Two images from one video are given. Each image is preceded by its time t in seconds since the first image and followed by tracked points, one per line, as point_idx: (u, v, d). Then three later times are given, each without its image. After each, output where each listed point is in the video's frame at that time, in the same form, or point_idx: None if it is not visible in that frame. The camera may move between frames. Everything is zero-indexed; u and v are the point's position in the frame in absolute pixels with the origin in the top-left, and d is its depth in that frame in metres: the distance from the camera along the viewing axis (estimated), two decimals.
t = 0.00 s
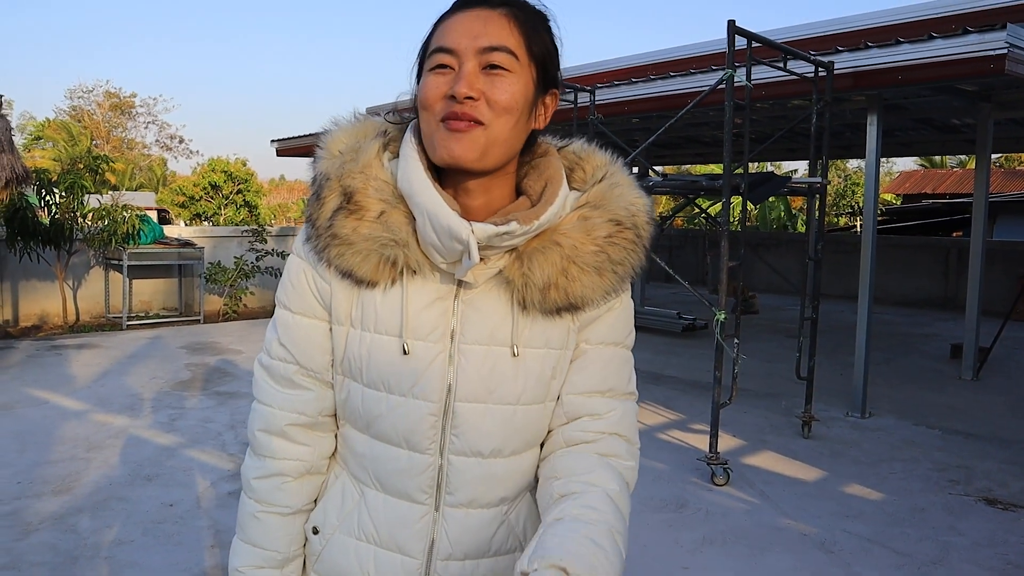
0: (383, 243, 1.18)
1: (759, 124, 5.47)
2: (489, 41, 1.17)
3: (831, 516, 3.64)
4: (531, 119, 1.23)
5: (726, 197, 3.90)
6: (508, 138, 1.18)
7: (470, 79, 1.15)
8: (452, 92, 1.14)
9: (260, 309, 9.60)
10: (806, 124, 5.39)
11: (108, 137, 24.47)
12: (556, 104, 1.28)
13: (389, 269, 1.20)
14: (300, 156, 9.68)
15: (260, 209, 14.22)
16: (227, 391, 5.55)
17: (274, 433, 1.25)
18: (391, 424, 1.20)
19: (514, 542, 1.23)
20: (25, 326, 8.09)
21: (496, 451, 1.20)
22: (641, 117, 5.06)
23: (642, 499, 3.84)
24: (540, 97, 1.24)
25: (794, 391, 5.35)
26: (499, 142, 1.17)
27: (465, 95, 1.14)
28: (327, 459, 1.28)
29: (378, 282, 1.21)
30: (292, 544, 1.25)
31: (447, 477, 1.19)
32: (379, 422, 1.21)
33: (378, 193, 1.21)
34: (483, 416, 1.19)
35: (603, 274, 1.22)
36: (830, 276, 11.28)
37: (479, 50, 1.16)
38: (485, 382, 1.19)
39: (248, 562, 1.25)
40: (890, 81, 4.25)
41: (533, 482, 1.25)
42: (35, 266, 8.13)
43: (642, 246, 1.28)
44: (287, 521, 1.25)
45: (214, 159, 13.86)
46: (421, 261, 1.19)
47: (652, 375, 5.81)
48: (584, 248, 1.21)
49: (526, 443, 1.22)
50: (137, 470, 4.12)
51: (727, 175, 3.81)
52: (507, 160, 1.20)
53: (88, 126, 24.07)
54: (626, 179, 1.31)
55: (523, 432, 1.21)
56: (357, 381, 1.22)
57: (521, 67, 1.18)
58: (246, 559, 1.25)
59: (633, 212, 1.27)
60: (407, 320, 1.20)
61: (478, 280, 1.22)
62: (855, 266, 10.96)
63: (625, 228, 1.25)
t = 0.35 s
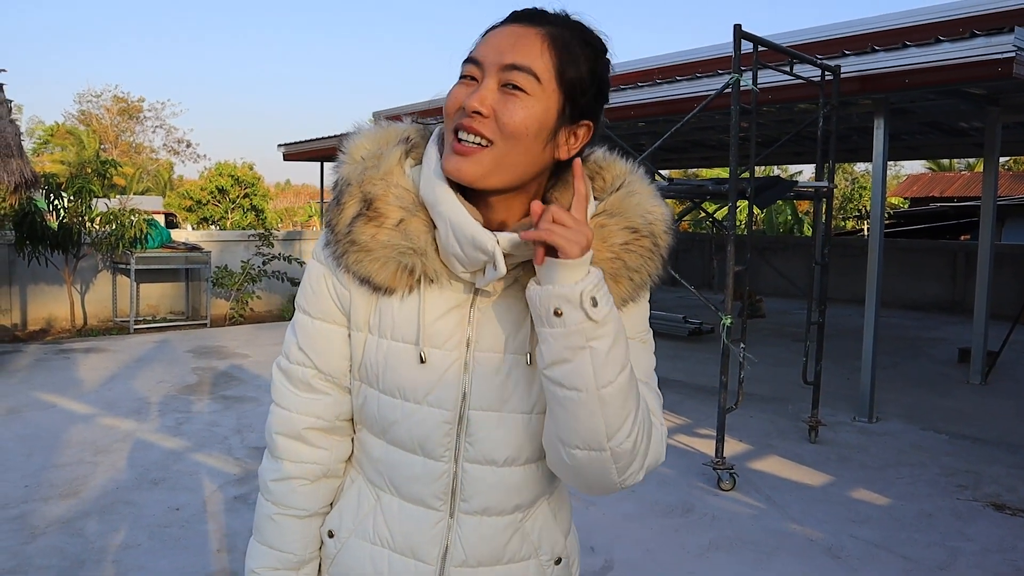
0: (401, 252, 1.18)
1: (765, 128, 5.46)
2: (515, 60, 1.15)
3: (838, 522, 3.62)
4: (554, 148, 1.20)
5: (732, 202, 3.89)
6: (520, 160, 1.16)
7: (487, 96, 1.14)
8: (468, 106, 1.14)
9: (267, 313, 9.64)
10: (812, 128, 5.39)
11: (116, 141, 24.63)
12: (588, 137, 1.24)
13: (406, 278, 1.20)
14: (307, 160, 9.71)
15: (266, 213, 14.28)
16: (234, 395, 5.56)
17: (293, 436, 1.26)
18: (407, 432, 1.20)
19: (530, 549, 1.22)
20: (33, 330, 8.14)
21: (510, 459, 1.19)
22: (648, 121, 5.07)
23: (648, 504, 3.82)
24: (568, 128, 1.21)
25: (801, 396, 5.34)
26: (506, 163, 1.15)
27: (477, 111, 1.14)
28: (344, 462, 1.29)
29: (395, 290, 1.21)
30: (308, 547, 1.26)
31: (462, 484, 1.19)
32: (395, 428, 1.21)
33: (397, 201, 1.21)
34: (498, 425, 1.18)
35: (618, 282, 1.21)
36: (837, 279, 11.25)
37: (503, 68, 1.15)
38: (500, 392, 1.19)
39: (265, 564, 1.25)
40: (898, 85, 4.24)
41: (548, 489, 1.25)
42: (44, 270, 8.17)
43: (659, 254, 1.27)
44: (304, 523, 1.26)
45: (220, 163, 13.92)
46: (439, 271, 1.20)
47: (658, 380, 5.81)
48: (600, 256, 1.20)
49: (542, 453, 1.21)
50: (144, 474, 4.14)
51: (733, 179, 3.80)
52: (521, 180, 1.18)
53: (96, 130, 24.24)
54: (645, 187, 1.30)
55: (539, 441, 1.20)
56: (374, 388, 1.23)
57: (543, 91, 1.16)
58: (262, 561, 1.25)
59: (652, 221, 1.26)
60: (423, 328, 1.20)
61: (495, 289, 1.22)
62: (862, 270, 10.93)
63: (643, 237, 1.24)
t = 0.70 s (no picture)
0: (405, 270, 1.19)
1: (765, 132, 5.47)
2: (521, 68, 1.15)
3: (839, 527, 3.61)
4: (566, 153, 1.22)
5: (732, 207, 3.90)
6: (532, 168, 1.17)
7: (495, 106, 1.15)
8: (476, 118, 1.14)
9: (268, 317, 9.65)
10: (813, 132, 5.39)
11: (117, 146, 24.68)
12: (598, 139, 1.25)
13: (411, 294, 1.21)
14: (308, 164, 9.72)
15: (267, 216, 14.30)
16: (234, 399, 5.57)
17: (301, 444, 1.28)
18: (409, 446, 1.20)
19: (533, 564, 1.21)
20: (34, 334, 8.15)
21: (513, 479, 1.17)
22: (649, 125, 5.08)
23: (649, 508, 3.81)
24: (580, 133, 1.23)
25: (802, 400, 5.34)
26: (519, 174, 1.17)
27: (485, 123, 1.14)
28: (351, 470, 1.30)
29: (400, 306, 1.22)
30: (314, 553, 1.28)
31: (464, 500, 1.18)
32: (399, 443, 1.21)
33: (402, 216, 1.22)
34: (503, 446, 1.17)
35: (630, 310, 1.18)
36: (838, 283, 11.25)
37: (509, 77, 1.15)
38: (505, 413, 1.17)
39: (270, 568, 1.28)
40: (898, 90, 4.24)
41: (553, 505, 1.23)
42: (45, 274, 8.18)
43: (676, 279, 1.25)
44: (310, 530, 1.28)
45: (221, 168, 13.94)
46: (443, 289, 1.20)
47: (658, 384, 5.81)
48: (612, 282, 1.19)
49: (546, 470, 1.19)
50: (145, 479, 4.14)
51: (733, 184, 3.80)
52: (532, 188, 1.20)
53: (97, 134, 24.30)
54: (662, 207, 1.29)
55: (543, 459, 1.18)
56: (379, 400, 1.24)
57: (551, 97, 1.16)
58: (268, 565, 1.28)
59: (666, 245, 1.24)
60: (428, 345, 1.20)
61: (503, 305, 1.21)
62: (862, 273, 10.93)
63: (657, 262, 1.22)
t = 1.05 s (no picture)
0: (396, 258, 1.19)
1: (764, 135, 5.47)
2: (511, 51, 1.19)
3: (840, 529, 3.61)
4: (555, 132, 1.24)
5: (732, 209, 3.90)
6: (529, 146, 1.18)
7: (490, 86, 1.17)
8: (474, 98, 1.16)
9: (268, 320, 9.65)
10: (812, 135, 5.40)
11: (117, 150, 24.70)
12: (581, 120, 1.29)
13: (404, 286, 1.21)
14: (308, 168, 9.73)
15: (266, 220, 14.30)
16: (234, 403, 5.56)
17: (294, 449, 1.26)
18: (402, 445, 1.20)
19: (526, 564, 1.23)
20: (34, 338, 8.15)
21: (505, 474, 1.19)
22: (648, 128, 5.09)
23: (649, 511, 3.80)
24: (564, 110, 1.26)
25: (802, 403, 5.34)
26: (519, 151, 1.18)
27: (483, 100, 1.16)
28: (346, 476, 1.29)
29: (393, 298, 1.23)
30: (310, 563, 1.26)
31: (458, 499, 1.19)
32: (393, 445, 1.21)
33: (393, 209, 1.23)
34: (496, 440, 1.18)
35: (619, 298, 1.20)
36: (838, 286, 11.25)
37: (500, 60, 1.19)
38: (498, 405, 1.18)
39: None
40: (897, 92, 4.24)
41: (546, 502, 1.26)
42: (45, 278, 8.19)
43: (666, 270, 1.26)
44: (305, 538, 1.26)
45: (221, 171, 13.94)
46: (433, 278, 1.20)
47: (659, 387, 5.81)
48: (599, 269, 1.20)
49: (537, 466, 1.22)
50: (145, 482, 4.13)
51: (732, 187, 3.80)
52: (526, 171, 1.21)
53: (97, 137, 24.31)
54: (650, 202, 1.31)
55: (535, 453, 1.21)
56: (371, 398, 1.23)
57: (541, 78, 1.19)
58: None
59: (654, 235, 1.25)
60: (420, 337, 1.21)
61: (493, 299, 1.21)
62: (862, 276, 10.94)
63: (645, 250, 1.23)
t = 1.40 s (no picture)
0: (388, 265, 1.20)
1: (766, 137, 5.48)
2: (489, 65, 1.18)
3: (842, 532, 3.60)
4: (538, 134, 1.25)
5: (732, 212, 3.90)
6: (518, 156, 1.19)
7: (474, 102, 1.16)
8: (459, 116, 1.15)
9: (269, 324, 9.66)
10: (813, 137, 5.41)
11: (117, 154, 24.73)
12: (562, 119, 1.29)
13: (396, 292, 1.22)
14: (308, 172, 9.74)
15: (267, 223, 14.31)
16: (236, 407, 5.56)
17: (291, 454, 1.25)
18: (399, 447, 1.21)
19: (524, 563, 1.23)
20: (35, 342, 8.15)
21: (501, 471, 1.20)
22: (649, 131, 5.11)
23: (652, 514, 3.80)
24: (545, 112, 1.26)
25: (804, 405, 5.34)
26: (509, 162, 1.18)
27: (469, 119, 1.15)
28: (342, 480, 1.29)
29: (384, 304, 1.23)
30: (309, 567, 1.26)
31: (454, 498, 1.20)
32: (389, 446, 1.21)
33: (383, 217, 1.23)
34: (490, 438, 1.19)
35: (608, 294, 1.21)
36: (840, 288, 11.26)
37: (481, 74, 1.18)
38: (492, 404, 1.19)
39: None
40: (897, 94, 4.24)
41: (544, 501, 1.26)
42: (46, 283, 8.19)
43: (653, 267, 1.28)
44: (303, 543, 1.26)
45: (221, 175, 13.96)
46: (425, 283, 1.21)
47: (660, 390, 5.83)
48: (587, 267, 1.21)
49: (534, 464, 1.22)
50: (147, 487, 4.13)
51: (733, 190, 3.81)
52: (516, 178, 1.22)
53: (98, 141, 24.33)
54: (634, 199, 1.32)
55: (530, 452, 1.21)
56: (367, 402, 1.23)
57: (524, 88, 1.19)
58: None
59: (639, 232, 1.27)
60: (413, 342, 1.21)
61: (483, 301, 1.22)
62: (863, 278, 10.96)
63: (631, 248, 1.24)
